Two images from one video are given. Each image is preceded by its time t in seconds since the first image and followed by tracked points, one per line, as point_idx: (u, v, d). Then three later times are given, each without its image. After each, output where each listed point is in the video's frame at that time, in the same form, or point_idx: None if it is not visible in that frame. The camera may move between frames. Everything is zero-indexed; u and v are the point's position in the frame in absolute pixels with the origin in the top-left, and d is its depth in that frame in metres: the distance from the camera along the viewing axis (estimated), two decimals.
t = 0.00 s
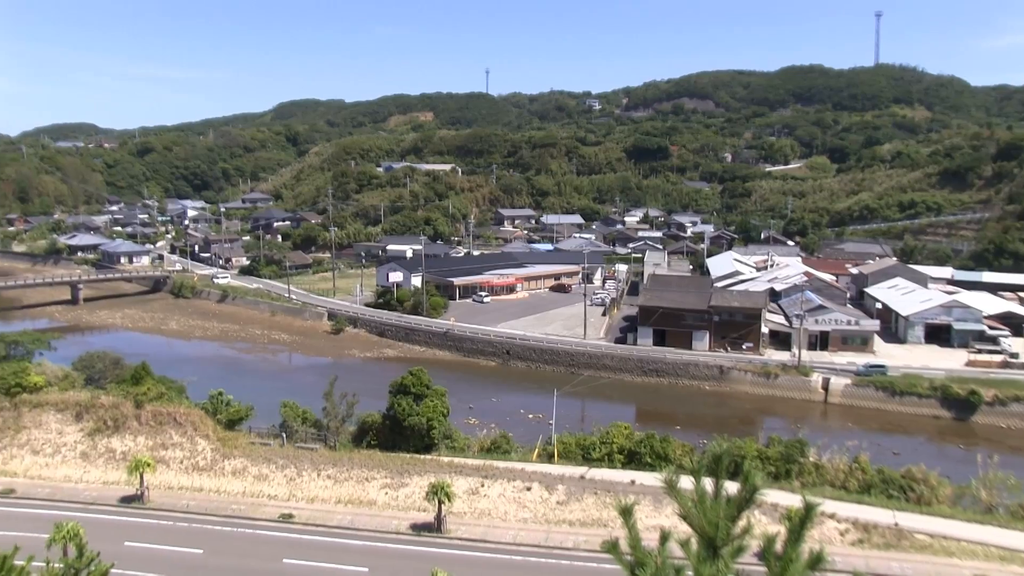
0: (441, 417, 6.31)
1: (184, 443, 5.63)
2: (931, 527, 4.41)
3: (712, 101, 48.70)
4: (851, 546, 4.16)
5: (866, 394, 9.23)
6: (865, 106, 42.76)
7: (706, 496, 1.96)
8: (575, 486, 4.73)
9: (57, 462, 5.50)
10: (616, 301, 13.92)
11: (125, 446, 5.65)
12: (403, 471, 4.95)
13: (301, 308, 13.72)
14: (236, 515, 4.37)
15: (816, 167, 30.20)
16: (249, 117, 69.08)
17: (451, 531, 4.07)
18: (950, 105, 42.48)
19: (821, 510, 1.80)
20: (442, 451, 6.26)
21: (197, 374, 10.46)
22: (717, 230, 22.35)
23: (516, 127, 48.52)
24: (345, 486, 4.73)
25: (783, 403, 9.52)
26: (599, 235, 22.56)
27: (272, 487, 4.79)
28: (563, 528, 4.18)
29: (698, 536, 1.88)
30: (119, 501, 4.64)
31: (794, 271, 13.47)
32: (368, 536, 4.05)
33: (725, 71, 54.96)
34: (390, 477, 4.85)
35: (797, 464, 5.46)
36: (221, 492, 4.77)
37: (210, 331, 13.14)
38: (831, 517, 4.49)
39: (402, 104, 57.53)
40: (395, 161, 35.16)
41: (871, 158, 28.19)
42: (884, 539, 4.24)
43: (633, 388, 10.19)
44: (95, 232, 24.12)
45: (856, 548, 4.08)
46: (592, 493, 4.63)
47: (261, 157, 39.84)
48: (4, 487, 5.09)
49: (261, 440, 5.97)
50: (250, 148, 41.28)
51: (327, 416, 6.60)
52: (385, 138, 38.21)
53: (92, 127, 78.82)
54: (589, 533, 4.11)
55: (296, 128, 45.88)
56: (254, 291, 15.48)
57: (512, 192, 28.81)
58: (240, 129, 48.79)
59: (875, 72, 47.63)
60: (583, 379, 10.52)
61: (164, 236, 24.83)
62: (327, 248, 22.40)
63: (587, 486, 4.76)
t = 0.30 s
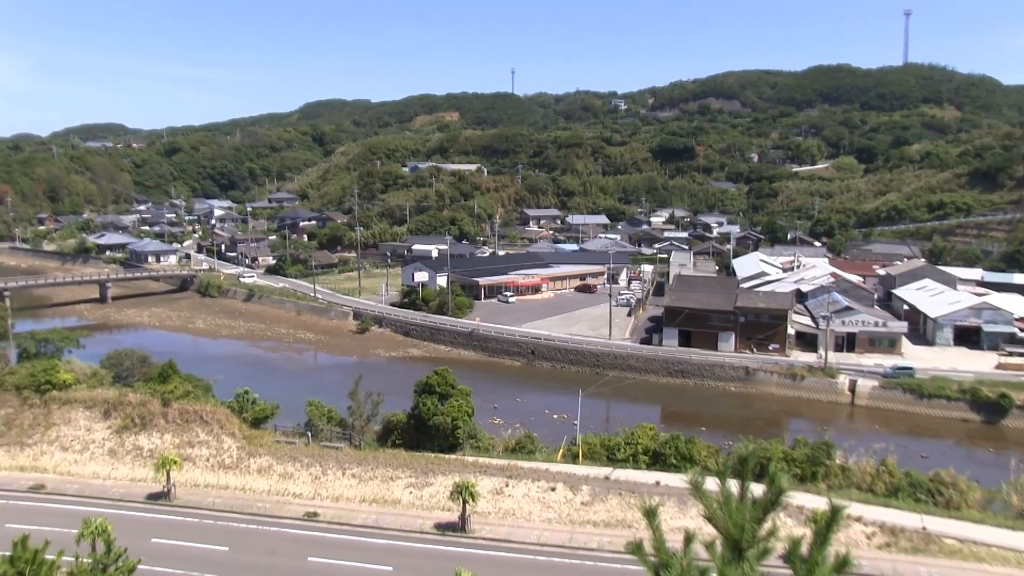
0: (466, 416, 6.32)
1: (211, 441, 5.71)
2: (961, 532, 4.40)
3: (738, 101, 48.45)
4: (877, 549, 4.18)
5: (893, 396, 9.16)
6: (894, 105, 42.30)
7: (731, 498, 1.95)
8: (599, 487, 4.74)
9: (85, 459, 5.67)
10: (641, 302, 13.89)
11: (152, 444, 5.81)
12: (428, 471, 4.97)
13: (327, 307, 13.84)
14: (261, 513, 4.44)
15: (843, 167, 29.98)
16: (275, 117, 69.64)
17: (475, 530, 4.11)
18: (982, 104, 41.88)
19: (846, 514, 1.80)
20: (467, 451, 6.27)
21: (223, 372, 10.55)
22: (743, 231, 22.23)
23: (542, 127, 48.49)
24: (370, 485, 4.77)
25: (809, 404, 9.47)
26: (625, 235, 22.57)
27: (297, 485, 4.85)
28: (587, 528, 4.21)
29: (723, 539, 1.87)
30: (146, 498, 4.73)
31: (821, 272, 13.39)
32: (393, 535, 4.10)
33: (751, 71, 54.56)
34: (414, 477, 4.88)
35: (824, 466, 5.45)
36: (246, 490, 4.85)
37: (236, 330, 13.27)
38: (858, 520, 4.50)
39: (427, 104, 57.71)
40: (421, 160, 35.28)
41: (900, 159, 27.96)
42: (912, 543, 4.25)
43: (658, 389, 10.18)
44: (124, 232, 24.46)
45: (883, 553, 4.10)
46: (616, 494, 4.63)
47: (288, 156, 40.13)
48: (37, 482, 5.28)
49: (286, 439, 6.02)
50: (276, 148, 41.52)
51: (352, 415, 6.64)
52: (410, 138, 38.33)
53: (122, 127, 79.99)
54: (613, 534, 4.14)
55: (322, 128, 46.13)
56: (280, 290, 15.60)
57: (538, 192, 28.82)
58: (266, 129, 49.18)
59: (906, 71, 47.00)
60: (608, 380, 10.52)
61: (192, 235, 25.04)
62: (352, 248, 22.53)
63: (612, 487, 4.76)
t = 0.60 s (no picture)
0: (490, 416, 6.35)
1: (236, 439, 5.83)
2: (989, 538, 4.42)
3: (764, 101, 48.09)
4: (905, 554, 4.25)
5: (921, 399, 9.07)
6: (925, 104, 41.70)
7: (757, 501, 1.93)
8: (624, 487, 4.77)
9: (114, 455, 5.89)
10: (667, 302, 13.86)
11: (178, 441, 5.96)
12: (452, 470, 5.03)
13: (353, 306, 13.95)
14: (287, 509, 4.59)
15: (872, 168, 29.69)
16: (301, 117, 70.11)
17: (499, 530, 4.22)
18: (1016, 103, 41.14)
19: (875, 518, 1.76)
20: (491, 451, 6.29)
21: (249, 370, 10.67)
22: (769, 231, 22.08)
23: (567, 126, 48.35)
24: (395, 484, 4.87)
25: (836, 406, 9.41)
26: (650, 236, 22.57)
27: (321, 483, 4.97)
28: (611, 529, 4.29)
29: (749, 541, 1.86)
30: (173, 494, 4.89)
31: (849, 273, 13.29)
32: (417, 535, 4.21)
33: (778, 70, 54.04)
34: (439, 476, 4.95)
35: (850, 469, 5.47)
36: (271, 487, 5.00)
37: (262, 329, 13.40)
38: (885, 524, 4.55)
39: (452, 104, 57.78)
40: (447, 161, 35.36)
41: (929, 159, 27.70)
42: (941, 548, 4.31)
43: (683, 390, 10.15)
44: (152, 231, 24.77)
45: (911, 558, 4.17)
46: (640, 495, 4.67)
47: (313, 156, 40.35)
48: (66, 477, 5.50)
49: (311, 437, 6.06)
50: (302, 148, 41.74)
51: (377, 414, 6.68)
52: (436, 138, 38.40)
53: (150, 127, 80.99)
54: (636, 534, 4.23)
55: (347, 128, 46.31)
56: (305, 289, 15.73)
57: (563, 192, 28.80)
58: (292, 129, 49.46)
59: (938, 70, 46.36)
60: (633, 381, 10.50)
61: (218, 234, 25.27)
62: (378, 247, 22.63)
63: (636, 487, 4.79)
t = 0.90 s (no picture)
0: (515, 416, 6.37)
1: (263, 437, 5.90)
2: (1020, 544, 4.44)
3: (792, 100, 47.68)
4: (934, 559, 4.27)
5: (951, 402, 8.96)
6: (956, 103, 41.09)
7: (784, 503, 1.91)
8: (649, 489, 4.85)
9: (141, 452, 5.95)
10: (692, 303, 13.81)
11: (204, 439, 6.02)
12: (476, 469, 5.14)
13: (378, 305, 14.04)
14: (311, 507, 4.71)
15: (901, 168, 29.40)
16: (327, 117, 70.44)
17: (523, 530, 4.32)
18: None
19: (904, 521, 1.73)
20: (516, 451, 6.31)
21: (275, 368, 10.77)
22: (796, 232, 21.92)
23: (592, 126, 48.22)
24: (419, 483, 4.98)
25: (862, 408, 9.34)
26: (676, 236, 22.56)
27: (347, 482, 5.09)
28: (636, 530, 4.37)
29: (774, 543, 1.85)
30: (200, 492, 5.03)
31: (877, 274, 13.19)
32: (440, 534, 4.31)
33: (806, 70, 53.49)
34: (463, 475, 5.06)
35: (877, 472, 5.48)
36: (297, 486, 5.12)
37: (288, 328, 13.50)
38: (913, 528, 4.58)
39: (478, 104, 57.83)
40: (473, 160, 35.39)
41: (960, 159, 27.40)
42: (972, 553, 4.33)
43: (708, 391, 10.12)
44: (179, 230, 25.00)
45: (940, 564, 4.19)
46: (665, 497, 4.75)
47: (339, 156, 40.53)
48: (94, 474, 5.59)
49: (337, 436, 6.12)
50: (328, 147, 41.84)
51: (402, 413, 6.72)
52: (462, 138, 38.42)
53: (178, 127, 81.82)
54: (660, 536, 4.31)
55: (373, 128, 46.45)
56: (331, 288, 15.84)
57: (589, 192, 28.74)
58: (318, 129, 49.72)
59: (972, 69, 45.61)
60: (659, 381, 10.48)
61: (244, 233, 25.43)
62: (403, 247, 22.70)
63: (661, 489, 4.87)
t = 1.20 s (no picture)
0: (540, 416, 6.37)
1: (289, 435, 5.98)
2: None
3: (820, 100, 47.20)
4: (965, 564, 4.26)
5: (982, 405, 8.84)
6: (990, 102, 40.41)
7: (810, 506, 1.90)
8: (673, 490, 4.93)
9: (168, 449, 6.05)
10: (719, 304, 13.76)
11: (231, 436, 6.11)
12: (501, 469, 5.25)
13: (404, 305, 14.14)
14: (337, 506, 4.83)
15: (930, 168, 29.08)
16: (353, 116, 70.80)
17: (547, 530, 4.40)
18: None
19: (934, 525, 1.69)
20: (540, 451, 6.31)
21: (301, 366, 10.86)
22: (823, 233, 21.77)
23: (618, 126, 48.06)
24: (444, 482, 5.10)
25: (890, 411, 9.27)
26: (703, 236, 22.57)
27: (372, 481, 5.22)
28: (661, 532, 4.44)
29: (800, 546, 1.84)
30: (226, 489, 5.16)
31: (905, 275, 13.07)
32: (465, 533, 4.40)
33: (835, 69, 52.91)
34: (488, 475, 5.17)
35: (906, 475, 5.47)
36: (322, 484, 5.23)
37: (315, 326, 13.61)
38: (943, 533, 4.56)
39: (503, 104, 57.84)
40: (499, 160, 35.40)
41: (992, 159, 27.04)
42: (1004, 560, 4.30)
43: (734, 392, 10.09)
44: (207, 229, 25.27)
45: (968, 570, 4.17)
46: (689, 498, 4.82)
47: (366, 155, 40.71)
48: (123, 470, 5.69)
49: (362, 435, 6.19)
50: (355, 147, 42.03)
51: (427, 412, 6.75)
52: (488, 138, 38.42)
53: (206, 127, 82.60)
54: (683, 537, 4.38)
55: (399, 127, 46.54)
56: (357, 288, 15.95)
57: (615, 193, 28.70)
58: (343, 129, 49.97)
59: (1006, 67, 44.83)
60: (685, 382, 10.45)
61: (271, 232, 25.65)
62: (429, 247, 22.77)
63: (686, 490, 4.93)
